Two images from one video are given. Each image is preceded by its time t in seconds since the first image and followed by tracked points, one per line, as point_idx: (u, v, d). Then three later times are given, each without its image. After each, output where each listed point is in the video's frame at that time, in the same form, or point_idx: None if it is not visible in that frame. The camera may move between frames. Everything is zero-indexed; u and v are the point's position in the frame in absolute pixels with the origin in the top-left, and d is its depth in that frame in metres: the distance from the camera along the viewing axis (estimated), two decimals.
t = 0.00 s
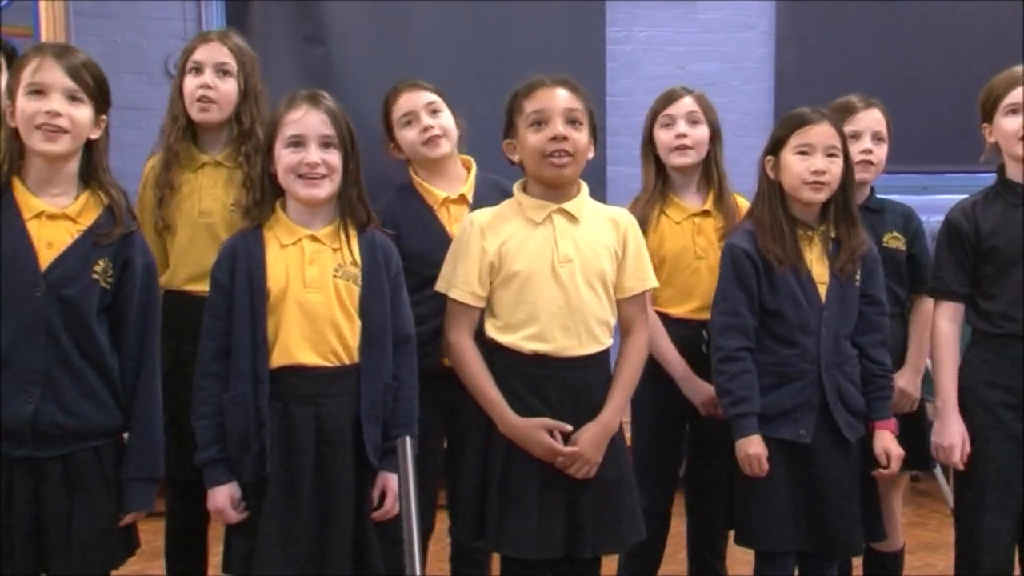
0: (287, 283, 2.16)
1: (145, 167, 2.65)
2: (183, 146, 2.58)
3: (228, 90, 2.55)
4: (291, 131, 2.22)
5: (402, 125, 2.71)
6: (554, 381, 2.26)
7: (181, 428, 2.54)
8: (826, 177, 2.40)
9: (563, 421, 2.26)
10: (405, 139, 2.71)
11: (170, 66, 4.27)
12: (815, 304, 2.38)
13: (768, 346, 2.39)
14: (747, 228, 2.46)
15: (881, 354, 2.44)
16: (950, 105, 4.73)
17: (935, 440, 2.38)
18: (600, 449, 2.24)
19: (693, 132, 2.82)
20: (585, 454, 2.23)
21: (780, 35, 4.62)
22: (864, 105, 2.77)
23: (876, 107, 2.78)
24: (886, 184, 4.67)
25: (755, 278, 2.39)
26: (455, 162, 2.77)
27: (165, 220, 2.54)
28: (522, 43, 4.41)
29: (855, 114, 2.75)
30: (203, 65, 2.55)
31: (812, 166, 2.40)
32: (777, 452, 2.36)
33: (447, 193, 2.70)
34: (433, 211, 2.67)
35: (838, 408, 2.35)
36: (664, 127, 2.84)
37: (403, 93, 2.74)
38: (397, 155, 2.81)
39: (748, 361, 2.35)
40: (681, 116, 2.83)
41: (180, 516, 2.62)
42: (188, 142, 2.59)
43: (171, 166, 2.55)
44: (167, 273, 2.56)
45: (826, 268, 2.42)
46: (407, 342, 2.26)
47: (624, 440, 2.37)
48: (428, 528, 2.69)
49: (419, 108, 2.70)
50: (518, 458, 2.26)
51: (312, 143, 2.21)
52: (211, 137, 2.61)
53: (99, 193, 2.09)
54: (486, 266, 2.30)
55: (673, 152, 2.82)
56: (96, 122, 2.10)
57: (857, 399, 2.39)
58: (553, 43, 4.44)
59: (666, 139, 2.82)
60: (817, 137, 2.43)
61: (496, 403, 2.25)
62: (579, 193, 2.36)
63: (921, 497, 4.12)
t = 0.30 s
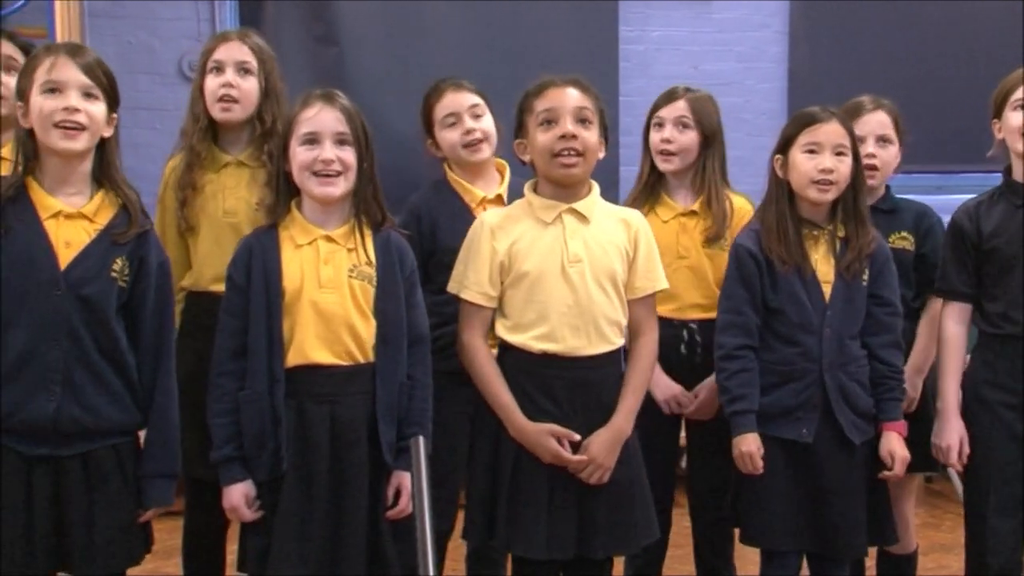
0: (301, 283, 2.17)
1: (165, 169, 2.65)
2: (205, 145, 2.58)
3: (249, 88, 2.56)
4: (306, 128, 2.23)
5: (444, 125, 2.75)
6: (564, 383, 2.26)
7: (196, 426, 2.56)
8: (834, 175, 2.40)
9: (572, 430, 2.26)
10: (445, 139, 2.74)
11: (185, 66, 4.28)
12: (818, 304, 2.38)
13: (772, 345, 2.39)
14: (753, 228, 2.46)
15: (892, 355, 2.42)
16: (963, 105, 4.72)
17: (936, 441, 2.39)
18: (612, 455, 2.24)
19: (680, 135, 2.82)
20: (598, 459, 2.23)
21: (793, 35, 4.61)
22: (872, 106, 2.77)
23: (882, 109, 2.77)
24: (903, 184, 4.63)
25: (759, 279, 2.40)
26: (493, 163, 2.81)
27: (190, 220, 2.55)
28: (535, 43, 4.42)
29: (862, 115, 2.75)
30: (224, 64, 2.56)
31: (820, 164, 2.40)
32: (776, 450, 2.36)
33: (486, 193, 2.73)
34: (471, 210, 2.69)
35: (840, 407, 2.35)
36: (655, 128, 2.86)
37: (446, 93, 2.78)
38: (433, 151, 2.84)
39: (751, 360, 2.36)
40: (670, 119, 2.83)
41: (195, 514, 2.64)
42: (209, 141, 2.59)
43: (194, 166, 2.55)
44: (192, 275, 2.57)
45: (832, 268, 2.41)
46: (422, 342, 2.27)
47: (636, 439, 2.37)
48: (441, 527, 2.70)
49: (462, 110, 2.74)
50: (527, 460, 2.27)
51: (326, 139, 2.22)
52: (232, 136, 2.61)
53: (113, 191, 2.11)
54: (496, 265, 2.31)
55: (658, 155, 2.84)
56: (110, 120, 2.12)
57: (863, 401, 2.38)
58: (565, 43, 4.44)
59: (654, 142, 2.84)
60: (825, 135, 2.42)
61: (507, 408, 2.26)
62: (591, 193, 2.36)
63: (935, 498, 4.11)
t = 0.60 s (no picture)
0: (317, 284, 2.17)
1: (186, 171, 2.61)
2: (239, 148, 2.57)
3: (285, 93, 2.59)
4: (323, 127, 2.24)
5: (476, 120, 2.74)
6: (573, 383, 2.26)
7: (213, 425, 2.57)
8: (847, 174, 2.40)
9: (583, 430, 2.26)
10: (475, 133, 2.73)
11: (201, 66, 4.30)
12: (833, 305, 2.37)
13: (788, 346, 2.39)
14: (766, 229, 2.46)
15: (909, 355, 2.41)
16: (981, 104, 4.70)
17: (945, 443, 2.33)
18: (622, 455, 2.24)
19: (697, 133, 2.82)
20: (607, 458, 2.23)
21: (809, 34, 4.60)
22: (889, 104, 2.77)
23: (898, 106, 2.77)
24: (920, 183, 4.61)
25: (773, 280, 2.39)
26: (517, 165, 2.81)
27: (224, 222, 2.53)
28: (551, 43, 4.42)
29: (877, 113, 2.75)
30: (261, 68, 2.58)
31: (833, 164, 2.40)
32: (792, 451, 2.36)
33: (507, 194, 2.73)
34: (484, 205, 2.70)
35: (857, 409, 2.34)
36: (666, 123, 2.84)
37: (479, 90, 2.78)
38: (460, 144, 2.84)
39: (765, 361, 2.35)
40: (687, 116, 2.82)
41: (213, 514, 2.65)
42: (240, 143, 2.58)
43: (229, 168, 2.54)
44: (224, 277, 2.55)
45: (846, 268, 2.40)
46: (437, 342, 2.27)
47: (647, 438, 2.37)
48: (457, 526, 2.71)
49: (496, 107, 2.74)
50: (537, 456, 2.27)
51: (343, 138, 2.23)
52: (263, 140, 2.62)
53: (130, 190, 2.12)
54: (505, 263, 2.31)
55: (672, 151, 2.82)
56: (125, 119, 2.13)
57: (881, 400, 2.37)
58: (581, 43, 4.44)
59: (669, 136, 2.82)
60: (838, 135, 2.42)
61: (518, 406, 2.26)
62: (600, 193, 2.37)
63: (952, 499, 4.10)
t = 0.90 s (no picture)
0: (334, 284, 2.17)
1: (204, 170, 2.57)
2: (265, 147, 2.57)
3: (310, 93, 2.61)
4: (339, 129, 2.24)
5: (480, 117, 2.71)
6: (583, 381, 2.26)
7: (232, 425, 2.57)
8: (867, 175, 2.39)
9: (593, 427, 2.26)
10: (479, 130, 2.70)
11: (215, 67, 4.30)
12: (859, 305, 2.36)
13: (812, 348, 2.38)
14: (788, 230, 2.45)
15: (929, 354, 2.42)
16: (995, 105, 4.69)
17: (983, 448, 2.28)
18: (632, 454, 2.24)
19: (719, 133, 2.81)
20: (617, 458, 2.23)
21: (823, 34, 4.59)
22: (905, 102, 2.76)
23: (915, 104, 2.76)
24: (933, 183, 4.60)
25: (798, 279, 2.38)
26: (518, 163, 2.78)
27: (255, 220, 2.53)
28: (567, 43, 4.41)
29: (895, 112, 2.74)
30: (285, 68, 2.60)
31: (853, 164, 2.39)
32: (822, 454, 2.35)
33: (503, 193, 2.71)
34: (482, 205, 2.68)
35: (884, 408, 2.34)
36: (691, 122, 2.80)
37: (485, 87, 2.74)
38: (463, 142, 2.80)
39: (792, 363, 2.35)
40: (710, 115, 2.81)
41: (232, 513, 2.65)
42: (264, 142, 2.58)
43: (257, 165, 2.54)
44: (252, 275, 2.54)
45: (869, 269, 2.40)
46: (450, 340, 2.28)
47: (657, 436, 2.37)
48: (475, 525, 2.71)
49: (502, 106, 2.71)
50: (547, 453, 2.27)
51: (358, 142, 2.23)
52: (284, 139, 2.63)
53: (143, 191, 2.13)
54: (513, 261, 2.31)
55: (697, 149, 2.79)
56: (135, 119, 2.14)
57: (903, 400, 2.38)
58: (595, 43, 4.43)
59: (694, 135, 2.79)
60: (857, 135, 2.42)
61: (529, 403, 2.26)
62: (609, 193, 2.37)
63: (967, 500, 4.09)
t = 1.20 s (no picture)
0: (350, 284, 2.17)
1: (219, 171, 2.57)
2: (277, 147, 2.57)
3: (320, 93, 2.60)
4: (356, 128, 2.24)
5: (463, 115, 2.69)
6: (599, 381, 2.26)
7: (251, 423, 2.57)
8: (891, 175, 2.39)
9: (611, 426, 2.26)
10: (461, 129, 2.69)
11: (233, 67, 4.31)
12: (885, 306, 2.35)
13: (838, 348, 2.37)
14: (812, 230, 2.44)
15: (950, 354, 2.42)
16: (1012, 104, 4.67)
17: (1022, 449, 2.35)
18: (649, 451, 2.24)
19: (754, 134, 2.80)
20: (635, 456, 2.23)
21: (841, 33, 4.57)
22: (927, 101, 2.74)
23: (937, 103, 2.74)
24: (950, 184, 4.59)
25: (825, 279, 2.37)
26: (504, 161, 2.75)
27: (270, 221, 2.53)
28: (583, 43, 4.41)
29: (919, 111, 2.72)
30: (296, 69, 2.59)
31: (877, 164, 2.38)
32: (848, 456, 2.34)
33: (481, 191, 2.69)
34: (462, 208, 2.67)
35: (909, 410, 2.33)
36: (728, 123, 2.78)
37: (471, 85, 2.72)
38: (449, 140, 2.79)
39: (818, 364, 2.33)
40: (747, 116, 2.79)
41: (252, 512, 2.65)
42: (277, 143, 2.59)
43: (270, 166, 2.54)
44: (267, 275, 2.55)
45: (895, 269, 2.39)
46: (466, 338, 2.27)
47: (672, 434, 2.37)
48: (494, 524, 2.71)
49: (486, 104, 2.68)
50: (565, 454, 2.26)
51: (374, 141, 2.23)
52: (297, 139, 2.63)
53: (161, 191, 2.13)
54: (530, 262, 2.31)
55: (736, 150, 2.77)
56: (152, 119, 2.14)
57: (927, 401, 2.37)
58: (612, 42, 4.42)
59: (734, 136, 2.76)
60: (882, 135, 2.40)
61: (546, 402, 2.25)
62: (624, 192, 2.37)
63: (986, 502, 4.07)
